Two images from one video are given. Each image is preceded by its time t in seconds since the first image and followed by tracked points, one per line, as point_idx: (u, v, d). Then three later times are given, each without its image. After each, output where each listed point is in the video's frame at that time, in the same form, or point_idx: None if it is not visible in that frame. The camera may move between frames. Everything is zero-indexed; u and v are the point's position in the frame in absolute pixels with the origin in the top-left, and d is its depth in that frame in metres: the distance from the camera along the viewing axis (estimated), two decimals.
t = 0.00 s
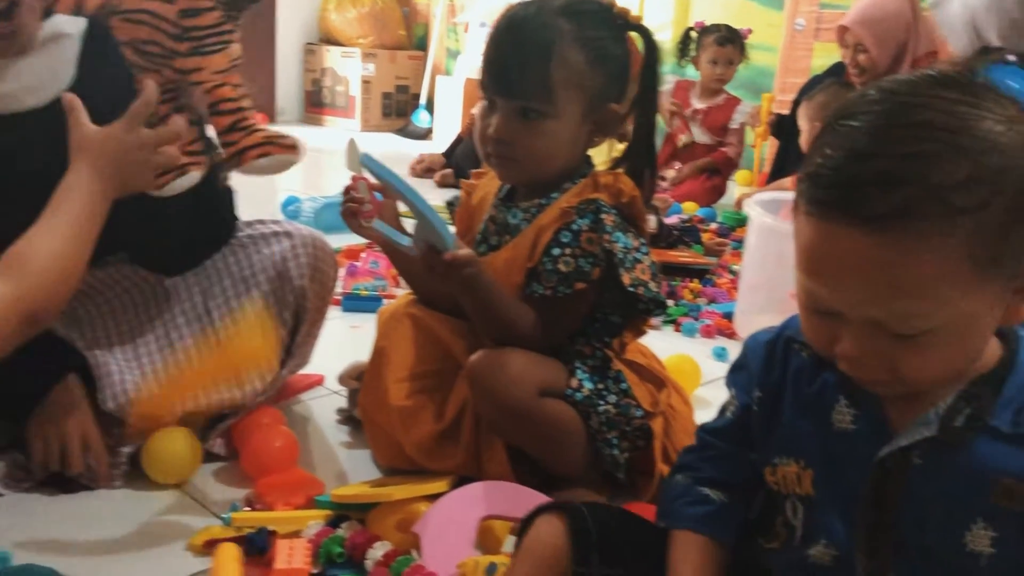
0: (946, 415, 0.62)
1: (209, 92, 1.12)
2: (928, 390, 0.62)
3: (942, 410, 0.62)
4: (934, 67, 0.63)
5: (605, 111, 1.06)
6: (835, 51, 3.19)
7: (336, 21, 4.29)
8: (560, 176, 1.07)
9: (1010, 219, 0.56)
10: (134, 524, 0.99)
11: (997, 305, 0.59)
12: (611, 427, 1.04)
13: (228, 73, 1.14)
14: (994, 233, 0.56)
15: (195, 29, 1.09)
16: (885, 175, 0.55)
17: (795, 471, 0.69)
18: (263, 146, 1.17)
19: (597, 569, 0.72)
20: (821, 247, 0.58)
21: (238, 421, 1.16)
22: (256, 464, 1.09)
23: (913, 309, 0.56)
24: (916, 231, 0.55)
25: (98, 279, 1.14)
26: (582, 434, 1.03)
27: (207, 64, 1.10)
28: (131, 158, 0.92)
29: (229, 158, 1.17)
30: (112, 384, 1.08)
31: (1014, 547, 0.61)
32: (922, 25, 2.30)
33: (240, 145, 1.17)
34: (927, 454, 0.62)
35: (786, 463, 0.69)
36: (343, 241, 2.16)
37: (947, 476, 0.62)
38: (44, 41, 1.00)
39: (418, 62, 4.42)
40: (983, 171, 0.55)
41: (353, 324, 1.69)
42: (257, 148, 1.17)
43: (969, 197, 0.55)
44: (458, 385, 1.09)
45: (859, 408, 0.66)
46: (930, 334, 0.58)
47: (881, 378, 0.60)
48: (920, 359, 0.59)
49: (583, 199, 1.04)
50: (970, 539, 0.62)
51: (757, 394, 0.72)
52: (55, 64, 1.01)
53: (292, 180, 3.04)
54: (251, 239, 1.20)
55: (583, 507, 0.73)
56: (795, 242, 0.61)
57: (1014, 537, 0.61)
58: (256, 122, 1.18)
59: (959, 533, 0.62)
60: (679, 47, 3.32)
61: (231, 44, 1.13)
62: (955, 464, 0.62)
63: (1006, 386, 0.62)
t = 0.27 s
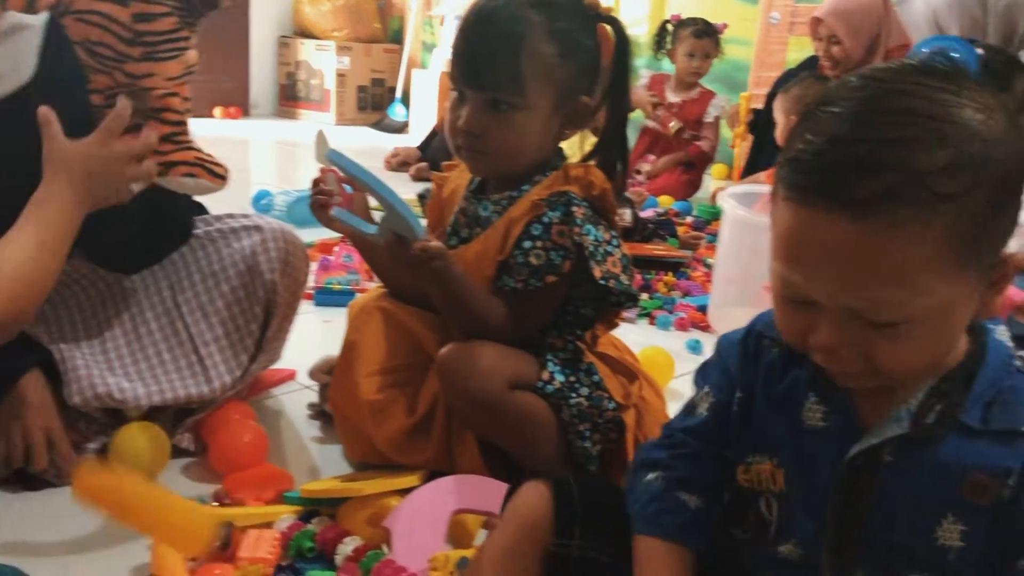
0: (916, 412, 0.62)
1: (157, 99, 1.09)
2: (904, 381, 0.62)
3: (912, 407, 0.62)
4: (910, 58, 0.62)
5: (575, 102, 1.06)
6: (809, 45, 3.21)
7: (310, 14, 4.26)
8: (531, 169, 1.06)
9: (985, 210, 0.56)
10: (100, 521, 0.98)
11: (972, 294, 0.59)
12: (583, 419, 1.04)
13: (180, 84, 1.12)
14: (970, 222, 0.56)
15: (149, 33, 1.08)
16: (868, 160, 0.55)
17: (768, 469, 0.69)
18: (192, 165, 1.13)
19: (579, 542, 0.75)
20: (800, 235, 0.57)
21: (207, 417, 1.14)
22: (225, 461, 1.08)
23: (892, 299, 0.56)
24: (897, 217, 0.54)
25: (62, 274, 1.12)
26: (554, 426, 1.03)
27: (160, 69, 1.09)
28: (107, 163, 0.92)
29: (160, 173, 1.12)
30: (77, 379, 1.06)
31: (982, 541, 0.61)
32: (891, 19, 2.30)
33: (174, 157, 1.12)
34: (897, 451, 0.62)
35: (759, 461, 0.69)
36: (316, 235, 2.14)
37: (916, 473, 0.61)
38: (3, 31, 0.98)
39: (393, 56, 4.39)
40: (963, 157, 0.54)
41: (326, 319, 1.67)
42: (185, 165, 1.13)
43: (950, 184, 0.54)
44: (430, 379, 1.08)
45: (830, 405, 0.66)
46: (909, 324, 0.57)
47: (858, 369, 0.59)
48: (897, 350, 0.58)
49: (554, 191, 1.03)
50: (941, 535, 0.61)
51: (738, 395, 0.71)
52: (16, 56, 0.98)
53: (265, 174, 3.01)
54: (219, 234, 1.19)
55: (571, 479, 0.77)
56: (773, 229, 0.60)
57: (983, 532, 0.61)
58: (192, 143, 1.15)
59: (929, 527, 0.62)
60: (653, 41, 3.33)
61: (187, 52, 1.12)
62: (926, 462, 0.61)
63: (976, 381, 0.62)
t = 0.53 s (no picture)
0: (911, 415, 0.61)
1: (123, 92, 1.09)
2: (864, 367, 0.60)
3: (906, 410, 0.61)
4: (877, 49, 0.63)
5: (549, 96, 1.05)
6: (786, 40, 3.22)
7: (287, 8, 4.23)
8: (506, 163, 1.06)
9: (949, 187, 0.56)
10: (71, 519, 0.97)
11: (937, 279, 0.58)
12: (559, 413, 1.04)
13: (146, 76, 1.12)
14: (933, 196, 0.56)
15: (110, 25, 1.07)
16: (835, 115, 0.55)
17: (781, 496, 0.65)
18: (160, 158, 1.10)
19: (563, 523, 0.74)
20: (766, 201, 0.56)
21: (179, 412, 1.14)
22: (198, 457, 1.07)
23: (850, 256, 0.55)
24: (859, 169, 0.54)
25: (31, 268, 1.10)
26: (529, 420, 1.03)
27: (124, 64, 1.08)
28: (89, 205, 0.94)
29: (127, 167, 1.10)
30: (46, 375, 1.05)
31: (972, 523, 0.62)
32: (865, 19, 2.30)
33: (138, 150, 1.10)
34: (893, 456, 0.61)
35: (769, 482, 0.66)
36: (293, 230, 2.13)
37: (913, 471, 0.61)
38: None
39: (371, 50, 4.37)
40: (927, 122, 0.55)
41: (302, 314, 1.66)
42: (153, 159, 1.11)
43: (915, 144, 0.55)
44: (404, 374, 1.07)
45: (826, 426, 0.63)
46: (871, 296, 0.56)
47: (814, 335, 0.58)
48: (855, 316, 0.57)
49: (529, 184, 1.03)
50: (943, 526, 0.62)
51: (751, 438, 0.66)
52: None
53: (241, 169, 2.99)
54: (190, 228, 1.18)
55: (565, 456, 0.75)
56: (739, 196, 0.59)
57: (971, 512, 0.62)
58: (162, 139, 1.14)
59: (932, 522, 0.62)
60: (632, 36, 3.32)
61: (151, 44, 1.12)
62: (925, 466, 0.61)
63: (954, 369, 0.62)
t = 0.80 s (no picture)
0: (908, 414, 0.61)
1: (94, 84, 0.98)
2: (808, 350, 0.58)
3: (902, 410, 0.61)
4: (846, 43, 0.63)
5: (526, 91, 1.05)
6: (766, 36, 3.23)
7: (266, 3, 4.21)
8: (484, 158, 1.06)
9: (898, 162, 0.57)
10: (46, 518, 0.96)
11: (886, 264, 0.58)
12: (538, 407, 1.04)
13: (119, 68, 1.00)
14: (874, 168, 0.56)
15: (81, 16, 0.96)
16: (769, 88, 0.56)
17: (780, 514, 0.62)
18: (133, 150, 0.99)
19: (543, 531, 0.72)
20: (700, 160, 0.57)
21: (156, 409, 1.13)
22: (171, 457, 1.05)
23: (779, 219, 0.54)
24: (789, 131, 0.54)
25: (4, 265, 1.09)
26: (508, 415, 1.03)
27: (94, 55, 0.97)
28: (85, 255, 0.88)
29: (97, 160, 0.98)
30: (19, 372, 1.03)
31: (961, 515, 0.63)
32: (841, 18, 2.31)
33: (109, 144, 0.98)
34: (893, 457, 0.61)
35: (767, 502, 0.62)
36: (273, 226, 2.12)
37: (920, 471, 0.61)
38: None
39: (352, 45, 4.35)
40: (859, 93, 0.56)
41: (280, 310, 1.65)
42: (125, 151, 0.99)
43: (851, 105, 0.55)
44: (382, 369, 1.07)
45: (821, 437, 0.61)
46: (804, 257, 0.55)
47: (751, 308, 0.56)
48: (792, 285, 0.55)
49: (507, 179, 1.03)
50: (942, 523, 0.62)
51: (744, 460, 0.61)
52: None
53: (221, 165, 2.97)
54: (166, 223, 1.16)
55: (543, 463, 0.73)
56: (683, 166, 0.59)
57: (962, 506, 0.63)
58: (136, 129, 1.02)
59: (932, 520, 0.62)
60: (612, 32, 3.33)
61: (123, 35, 1.00)
62: (926, 466, 0.61)
63: (940, 361, 0.63)
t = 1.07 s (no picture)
0: (843, 417, 0.58)
1: (66, 82, 1.00)
2: (722, 321, 0.57)
3: (838, 411, 0.58)
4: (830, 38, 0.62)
5: (505, 86, 1.05)
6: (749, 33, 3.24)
7: None
8: (465, 154, 1.05)
9: (841, 149, 0.53)
10: (25, 516, 0.95)
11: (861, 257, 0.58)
12: (520, 402, 1.04)
13: (93, 66, 1.03)
14: (793, 142, 0.53)
15: (53, 14, 0.98)
16: (719, 60, 0.56)
17: (716, 501, 0.61)
18: (107, 149, 1.01)
19: (522, 518, 0.73)
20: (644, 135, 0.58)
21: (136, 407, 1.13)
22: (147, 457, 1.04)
23: (687, 178, 0.55)
24: (712, 96, 0.54)
25: None
26: (489, 410, 1.03)
27: (69, 52, 1.00)
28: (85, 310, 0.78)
29: (69, 158, 1.00)
30: None
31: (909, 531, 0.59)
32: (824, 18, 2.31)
33: (81, 142, 1.00)
34: (825, 461, 0.58)
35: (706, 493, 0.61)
36: (256, 223, 2.11)
37: (860, 482, 0.57)
38: None
39: (337, 42, 4.34)
40: (796, 69, 0.53)
41: (263, 307, 1.65)
42: (99, 150, 1.01)
43: (778, 89, 0.53)
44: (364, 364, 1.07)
45: (754, 431, 0.59)
46: (704, 237, 0.55)
47: (660, 265, 0.57)
48: (694, 247, 0.55)
49: (490, 175, 1.03)
50: (881, 534, 0.59)
51: (672, 442, 0.61)
52: None
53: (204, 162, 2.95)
54: (146, 219, 1.15)
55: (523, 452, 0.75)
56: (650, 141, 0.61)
57: (911, 521, 0.59)
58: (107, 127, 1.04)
59: (871, 528, 0.59)
60: (596, 29, 3.33)
61: (97, 33, 1.03)
62: (865, 470, 0.57)
63: (893, 366, 0.58)
